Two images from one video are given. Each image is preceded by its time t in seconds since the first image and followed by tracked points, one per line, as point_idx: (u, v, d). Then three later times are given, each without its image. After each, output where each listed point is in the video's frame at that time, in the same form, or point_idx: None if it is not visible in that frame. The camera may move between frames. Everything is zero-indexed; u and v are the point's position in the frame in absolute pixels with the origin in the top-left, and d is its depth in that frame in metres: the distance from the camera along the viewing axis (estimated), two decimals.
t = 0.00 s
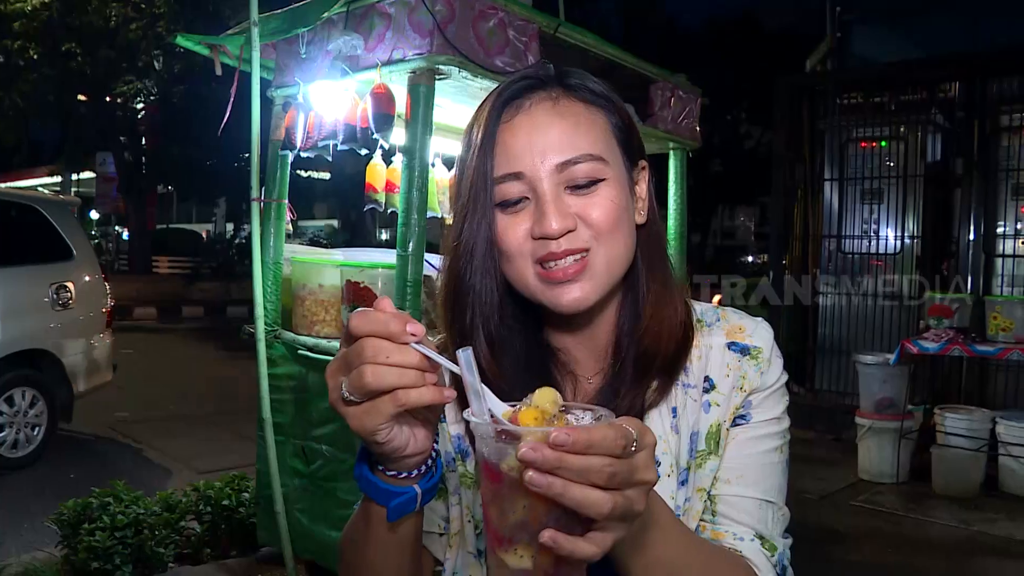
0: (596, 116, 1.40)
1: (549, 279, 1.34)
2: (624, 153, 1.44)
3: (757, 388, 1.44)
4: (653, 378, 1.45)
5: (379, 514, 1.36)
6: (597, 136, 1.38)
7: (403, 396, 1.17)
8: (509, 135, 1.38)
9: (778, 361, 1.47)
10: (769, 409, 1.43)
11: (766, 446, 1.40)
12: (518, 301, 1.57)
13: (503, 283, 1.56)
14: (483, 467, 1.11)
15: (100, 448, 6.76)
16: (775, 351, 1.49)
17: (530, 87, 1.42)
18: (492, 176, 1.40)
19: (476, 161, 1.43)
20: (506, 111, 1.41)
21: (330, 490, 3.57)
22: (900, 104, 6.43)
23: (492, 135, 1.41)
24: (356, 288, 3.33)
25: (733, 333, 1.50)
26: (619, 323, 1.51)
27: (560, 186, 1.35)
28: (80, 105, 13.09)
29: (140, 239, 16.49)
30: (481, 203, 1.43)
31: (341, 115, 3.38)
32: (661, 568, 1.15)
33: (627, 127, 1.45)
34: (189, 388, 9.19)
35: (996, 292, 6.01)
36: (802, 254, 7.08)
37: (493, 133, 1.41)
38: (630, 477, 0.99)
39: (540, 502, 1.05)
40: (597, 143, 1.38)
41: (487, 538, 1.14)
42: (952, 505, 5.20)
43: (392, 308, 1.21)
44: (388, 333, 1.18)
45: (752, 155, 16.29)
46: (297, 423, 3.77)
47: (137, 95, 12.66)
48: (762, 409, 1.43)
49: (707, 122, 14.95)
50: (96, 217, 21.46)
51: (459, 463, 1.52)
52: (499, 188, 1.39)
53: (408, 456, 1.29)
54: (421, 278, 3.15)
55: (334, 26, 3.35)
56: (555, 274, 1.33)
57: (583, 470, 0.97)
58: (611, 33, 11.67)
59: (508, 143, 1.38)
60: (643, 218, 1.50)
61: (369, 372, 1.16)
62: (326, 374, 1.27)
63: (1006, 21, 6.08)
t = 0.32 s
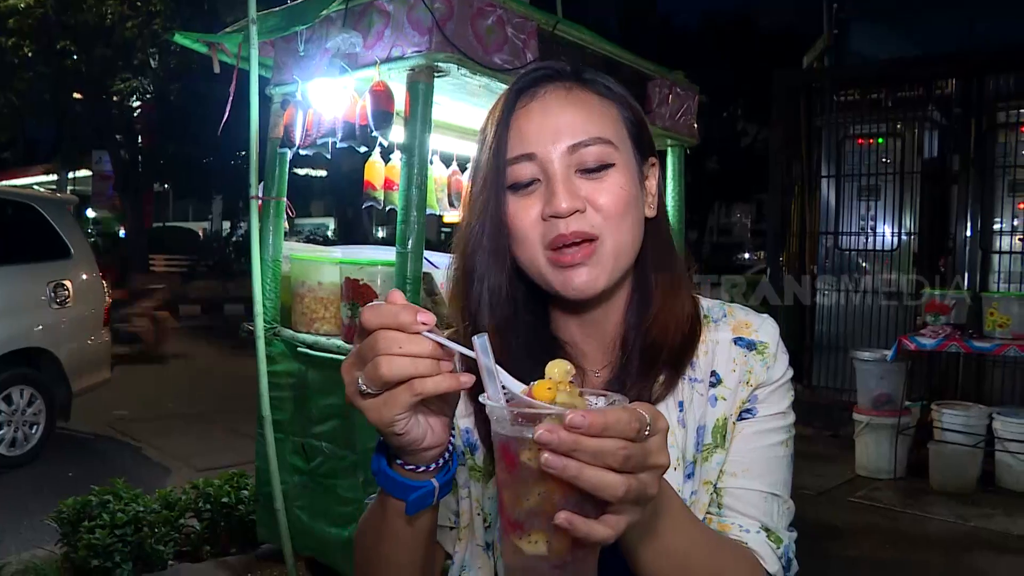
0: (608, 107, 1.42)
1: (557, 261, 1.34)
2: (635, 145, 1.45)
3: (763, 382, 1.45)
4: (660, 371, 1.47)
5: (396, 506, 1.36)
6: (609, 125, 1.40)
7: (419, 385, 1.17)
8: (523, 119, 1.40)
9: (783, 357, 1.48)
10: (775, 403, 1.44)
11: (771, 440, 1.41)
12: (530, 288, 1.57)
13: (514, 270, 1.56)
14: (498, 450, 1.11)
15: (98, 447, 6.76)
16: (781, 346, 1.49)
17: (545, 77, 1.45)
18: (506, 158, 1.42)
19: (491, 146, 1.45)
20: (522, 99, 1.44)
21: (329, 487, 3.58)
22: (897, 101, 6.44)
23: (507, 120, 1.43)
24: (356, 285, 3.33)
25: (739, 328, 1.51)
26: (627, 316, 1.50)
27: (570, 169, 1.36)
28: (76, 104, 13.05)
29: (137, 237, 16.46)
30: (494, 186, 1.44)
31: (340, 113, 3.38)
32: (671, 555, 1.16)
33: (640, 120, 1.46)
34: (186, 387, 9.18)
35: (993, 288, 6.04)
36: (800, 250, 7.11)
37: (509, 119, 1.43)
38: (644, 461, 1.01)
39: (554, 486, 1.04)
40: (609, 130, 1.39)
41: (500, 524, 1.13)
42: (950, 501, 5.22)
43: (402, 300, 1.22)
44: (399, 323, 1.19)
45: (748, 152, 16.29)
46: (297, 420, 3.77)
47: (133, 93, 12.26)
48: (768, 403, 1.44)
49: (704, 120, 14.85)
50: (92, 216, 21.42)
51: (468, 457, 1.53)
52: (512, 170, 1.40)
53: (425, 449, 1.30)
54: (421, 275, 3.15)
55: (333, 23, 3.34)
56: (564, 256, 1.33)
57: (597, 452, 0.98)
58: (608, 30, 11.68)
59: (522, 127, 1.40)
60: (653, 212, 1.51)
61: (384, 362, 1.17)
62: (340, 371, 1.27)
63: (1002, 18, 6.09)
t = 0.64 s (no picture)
0: (611, 101, 1.43)
1: (562, 252, 1.35)
2: (639, 139, 1.45)
3: (762, 374, 1.46)
4: (661, 365, 1.47)
5: (426, 505, 1.33)
6: (612, 117, 1.41)
7: (462, 383, 1.16)
8: (528, 111, 1.41)
9: (783, 351, 1.50)
10: (774, 395, 1.46)
11: (771, 431, 1.42)
12: (537, 281, 1.58)
13: (519, 263, 1.57)
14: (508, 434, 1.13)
15: (93, 444, 6.75)
16: (781, 340, 1.51)
17: (550, 71, 1.46)
18: (510, 150, 1.43)
19: (497, 139, 1.46)
20: (527, 92, 1.45)
21: (325, 483, 3.59)
22: (890, 97, 6.43)
23: (513, 112, 1.44)
24: (352, 281, 3.32)
25: (739, 322, 1.52)
26: (629, 310, 1.52)
27: (574, 160, 1.37)
28: (68, 100, 12.99)
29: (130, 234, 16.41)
30: (500, 178, 1.44)
31: (335, 109, 3.37)
32: (673, 538, 1.19)
33: (643, 116, 1.47)
34: (179, 384, 9.16)
35: (985, 284, 6.11)
36: (794, 245, 7.13)
37: (514, 112, 1.44)
38: (651, 438, 1.05)
39: (566, 466, 1.08)
40: (613, 122, 1.40)
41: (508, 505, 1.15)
42: (943, 495, 5.25)
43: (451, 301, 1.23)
44: (446, 321, 1.19)
45: (742, 148, 16.30)
46: (293, 417, 3.77)
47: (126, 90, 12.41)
48: (767, 395, 1.45)
49: (697, 115, 14.96)
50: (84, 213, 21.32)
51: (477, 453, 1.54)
52: (518, 161, 1.41)
53: (463, 451, 1.27)
54: (417, 270, 3.15)
55: (329, 20, 3.35)
56: (569, 248, 1.34)
57: (608, 426, 1.02)
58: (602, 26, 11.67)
59: (526, 119, 1.41)
60: (657, 206, 1.52)
61: (428, 357, 1.16)
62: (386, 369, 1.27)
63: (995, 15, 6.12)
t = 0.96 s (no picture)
0: (612, 88, 1.48)
1: (567, 224, 1.35)
2: (639, 128, 1.49)
3: (758, 367, 1.48)
4: (658, 355, 1.49)
5: (445, 501, 1.33)
6: (615, 100, 1.45)
7: (490, 371, 1.19)
8: (534, 94, 1.45)
9: (779, 344, 1.51)
10: (769, 389, 1.48)
11: (766, 423, 1.44)
12: (535, 268, 1.62)
13: (521, 251, 1.60)
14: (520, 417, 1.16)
15: (84, 443, 6.73)
16: (777, 334, 1.52)
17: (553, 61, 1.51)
18: (515, 130, 1.46)
19: (501, 122, 1.49)
20: (533, 77, 1.49)
21: (319, 480, 3.59)
22: (880, 95, 6.50)
23: (518, 96, 1.48)
24: (345, 279, 3.33)
25: (735, 316, 1.54)
26: (627, 301, 1.53)
27: (580, 137, 1.40)
28: (57, 98, 12.90)
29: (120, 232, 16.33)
30: (503, 158, 1.47)
31: (328, 106, 3.36)
32: (676, 525, 1.22)
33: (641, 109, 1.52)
34: (171, 382, 9.13)
35: (975, 280, 6.15)
36: (785, 242, 7.08)
37: (518, 96, 1.48)
38: (660, 421, 1.08)
39: (578, 448, 1.12)
40: (617, 106, 1.44)
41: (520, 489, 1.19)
42: (933, 489, 5.30)
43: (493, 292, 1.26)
44: (484, 311, 1.22)
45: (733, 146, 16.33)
46: (286, 415, 3.78)
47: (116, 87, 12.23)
48: (763, 388, 1.47)
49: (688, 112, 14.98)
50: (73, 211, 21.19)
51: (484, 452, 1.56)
52: (521, 139, 1.44)
53: (482, 441, 1.28)
54: (410, 268, 3.16)
55: (322, 17, 3.37)
56: (575, 222, 1.35)
57: (621, 408, 1.05)
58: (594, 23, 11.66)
59: (532, 101, 1.45)
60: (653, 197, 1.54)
61: (463, 342, 1.19)
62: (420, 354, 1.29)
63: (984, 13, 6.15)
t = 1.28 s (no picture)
0: (611, 102, 1.47)
1: (566, 250, 1.39)
2: (638, 140, 1.49)
3: (758, 362, 1.51)
4: (659, 346, 1.52)
5: (442, 493, 1.34)
6: (613, 118, 1.45)
7: (485, 380, 1.18)
8: (532, 113, 1.44)
9: (778, 341, 1.54)
10: (770, 383, 1.50)
11: (767, 417, 1.47)
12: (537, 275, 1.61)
13: (522, 257, 1.56)
14: (536, 404, 1.18)
15: (79, 443, 6.72)
16: (776, 330, 1.56)
17: (551, 73, 1.49)
18: (514, 152, 1.45)
19: (499, 140, 1.47)
20: (531, 92, 1.47)
21: (316, 479, 3.60)
22: (874, 94, 6.57)
23: (516, 114, 1.46)
24: (341, 277, 3.34)
25: (734, 313, 1.57)
26: (627, 305, 1.54)
27: (579, 162, 1.40)
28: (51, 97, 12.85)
29: (114, 231, 16.28)
30: (503, 179, 1.46)
31: (325, 106, 3.37)
32: (688, 517, 1.24)
33: (639, 111, 1.52)
34: (166, 382, 9.12)
35: (969, 279, 6.16)
36: (780, 241, 7.28)
37: (517, 115, 1.46)
38: (676, 410, 1.10)
39: (595, 438, 1.14)
40: (615, 124, 1.44)
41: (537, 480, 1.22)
42: (927, 488, 5.33)
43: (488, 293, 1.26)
44: (481, 314, 1.22)
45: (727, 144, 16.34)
46: (283, 414, 3.78)
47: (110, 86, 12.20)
48: (763, 382, 1.50)
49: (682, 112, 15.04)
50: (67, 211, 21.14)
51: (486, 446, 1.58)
52: (521, 162, 1.44)
53: (480, 441, 1.27)
54: (406, 267, 3.17)
55: (318, 17, 3.38)
56: (573, 246, 1.38)
57: (639, 397, 1.07)
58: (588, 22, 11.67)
59: (531, 122, 1.44)
60: (651, 201, 1.54)
61: (459, 347, 1.18)
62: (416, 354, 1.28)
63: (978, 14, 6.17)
